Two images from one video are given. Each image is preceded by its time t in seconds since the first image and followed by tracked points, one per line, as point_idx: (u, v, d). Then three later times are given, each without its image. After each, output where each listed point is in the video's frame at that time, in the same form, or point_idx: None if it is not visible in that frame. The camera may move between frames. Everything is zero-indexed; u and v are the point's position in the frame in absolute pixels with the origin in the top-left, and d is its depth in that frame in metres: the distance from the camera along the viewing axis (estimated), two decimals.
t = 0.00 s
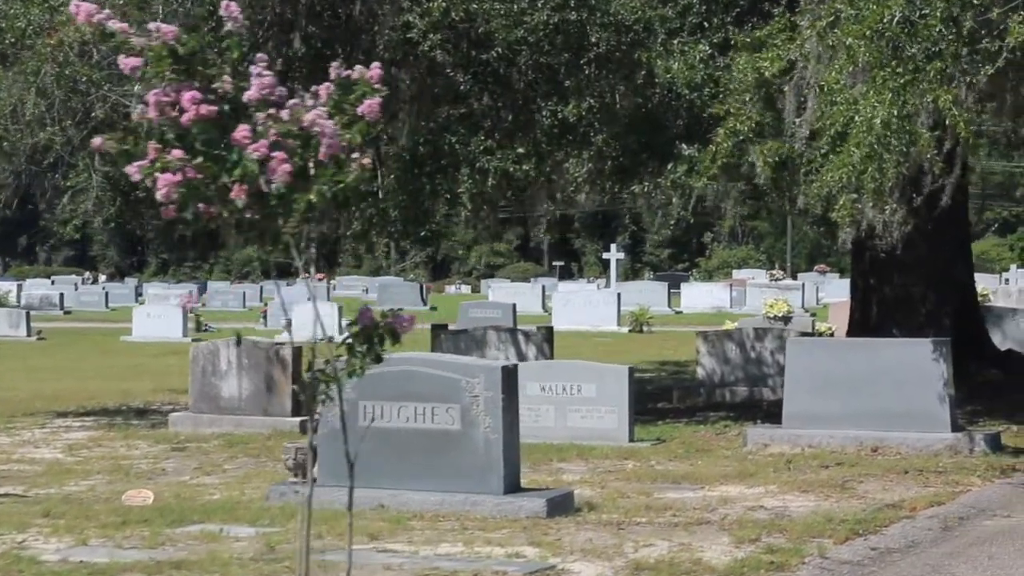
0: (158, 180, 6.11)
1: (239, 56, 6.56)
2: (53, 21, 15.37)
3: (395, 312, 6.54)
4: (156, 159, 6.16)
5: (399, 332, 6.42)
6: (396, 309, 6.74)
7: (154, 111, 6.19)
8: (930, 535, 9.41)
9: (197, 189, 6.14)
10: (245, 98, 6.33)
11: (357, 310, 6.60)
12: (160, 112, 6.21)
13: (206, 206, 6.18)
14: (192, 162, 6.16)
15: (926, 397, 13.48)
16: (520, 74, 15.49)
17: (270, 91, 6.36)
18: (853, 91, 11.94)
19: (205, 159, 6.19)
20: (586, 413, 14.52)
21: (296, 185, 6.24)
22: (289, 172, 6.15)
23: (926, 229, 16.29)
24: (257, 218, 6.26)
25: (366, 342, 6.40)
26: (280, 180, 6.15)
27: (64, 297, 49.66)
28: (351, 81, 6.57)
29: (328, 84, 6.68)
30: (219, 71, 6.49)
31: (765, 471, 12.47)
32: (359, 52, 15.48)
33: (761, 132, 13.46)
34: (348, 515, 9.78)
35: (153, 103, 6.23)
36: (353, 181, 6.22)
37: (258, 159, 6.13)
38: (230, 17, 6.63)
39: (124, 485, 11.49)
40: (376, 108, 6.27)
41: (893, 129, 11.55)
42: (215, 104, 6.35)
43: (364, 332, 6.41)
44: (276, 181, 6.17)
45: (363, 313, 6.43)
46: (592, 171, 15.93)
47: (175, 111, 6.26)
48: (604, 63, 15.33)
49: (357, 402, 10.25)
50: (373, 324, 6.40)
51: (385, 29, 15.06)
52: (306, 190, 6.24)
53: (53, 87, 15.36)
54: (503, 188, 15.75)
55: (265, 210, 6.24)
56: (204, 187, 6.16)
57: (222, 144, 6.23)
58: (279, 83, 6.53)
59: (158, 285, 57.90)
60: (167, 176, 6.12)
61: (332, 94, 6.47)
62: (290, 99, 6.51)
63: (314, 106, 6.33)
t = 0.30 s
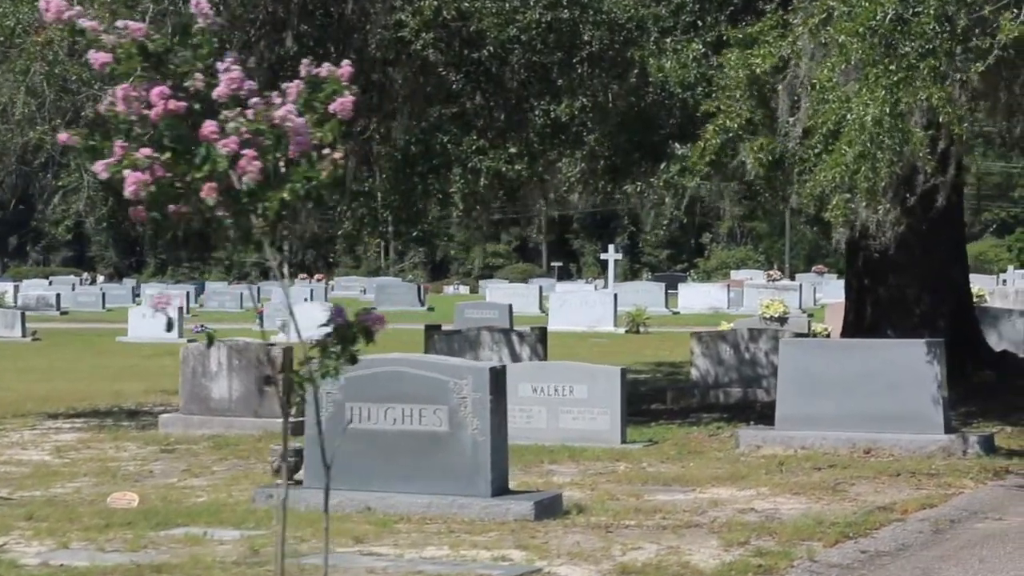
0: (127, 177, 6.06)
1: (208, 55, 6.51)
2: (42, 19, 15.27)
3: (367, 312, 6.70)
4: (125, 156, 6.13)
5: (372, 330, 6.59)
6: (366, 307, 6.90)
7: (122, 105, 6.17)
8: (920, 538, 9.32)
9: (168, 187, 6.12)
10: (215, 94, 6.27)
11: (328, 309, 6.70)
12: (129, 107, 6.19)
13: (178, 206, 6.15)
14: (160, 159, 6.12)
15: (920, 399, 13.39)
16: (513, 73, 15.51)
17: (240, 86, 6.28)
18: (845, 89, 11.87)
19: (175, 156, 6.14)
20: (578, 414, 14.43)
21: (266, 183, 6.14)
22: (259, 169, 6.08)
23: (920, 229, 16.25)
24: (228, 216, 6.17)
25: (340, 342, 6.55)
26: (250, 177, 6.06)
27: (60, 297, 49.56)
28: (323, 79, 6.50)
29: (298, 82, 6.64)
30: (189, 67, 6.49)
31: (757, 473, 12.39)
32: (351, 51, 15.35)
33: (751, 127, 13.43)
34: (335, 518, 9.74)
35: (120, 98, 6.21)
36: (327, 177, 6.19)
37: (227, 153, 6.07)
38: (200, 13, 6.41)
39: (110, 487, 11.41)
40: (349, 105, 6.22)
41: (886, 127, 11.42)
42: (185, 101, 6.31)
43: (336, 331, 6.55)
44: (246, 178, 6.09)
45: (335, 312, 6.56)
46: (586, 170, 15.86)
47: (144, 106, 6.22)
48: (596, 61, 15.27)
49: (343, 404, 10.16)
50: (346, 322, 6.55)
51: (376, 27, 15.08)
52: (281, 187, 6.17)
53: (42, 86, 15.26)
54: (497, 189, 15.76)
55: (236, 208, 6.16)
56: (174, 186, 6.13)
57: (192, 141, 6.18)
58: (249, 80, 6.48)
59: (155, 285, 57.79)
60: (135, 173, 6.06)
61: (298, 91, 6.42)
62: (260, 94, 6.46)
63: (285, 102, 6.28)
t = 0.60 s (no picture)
0: (94, 173, 5.99)
1: (179, 52, 6.48)
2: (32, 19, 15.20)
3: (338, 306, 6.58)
4: (93, 153, 6.08)
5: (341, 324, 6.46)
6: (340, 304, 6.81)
7: (89, 98, 6.09)
8: (912, 540, 9.25)
9: (135, 185, 6.07)
10: (183, 90, 6.15)
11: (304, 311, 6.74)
12: (97, 101, 6.11)
13: (147, 205, 6.11)
14: (127, 156, 6.07)
15: (914, 400, 13.31)
16: (506, 72, 15.53)
17: (208, 82, 6.17)
18: (837, 87, 11.77)
19: (142, 153, 6.09)
20: (571, 416, 14.33)
21: (236, 181, 6.10)
22: (230, 165, 5.98)
23: (914, 229, 16.19)
24: (198, 215, 6.14)
25: (311, 340, 6.47)
26: (221, 173, 5.97)
27: (57, 298, 49.44)
28: (294, 77, 6.42)
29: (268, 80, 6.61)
30: (158, 64, 6.33)
31: (749, 474, 12.31)
32: (342, 49, 15.48)
33: (739, 123, 13.43)
34: (324, 521, 9.69)
35: (88, 91, 6.12)
36: (298, 175, 6.13)
37: (196, 148, 6.02)
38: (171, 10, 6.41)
39: (98, 489, 11.32)
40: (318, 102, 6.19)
41: (879, 125, 11.31)
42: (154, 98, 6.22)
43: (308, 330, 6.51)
44: (217, 174, 6.00)
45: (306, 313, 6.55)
46: (579, 170, 15.72)
47: (111, 101, 6.14)
48: (588, 61, 15.27)
49: (331, 405, 10.06)
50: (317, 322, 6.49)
51: (366, 25, 15.28)
52: (252, 186, 6.14)
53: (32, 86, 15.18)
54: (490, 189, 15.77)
55: (206, 205, 6.13)
56: (142, 183, 6.08)
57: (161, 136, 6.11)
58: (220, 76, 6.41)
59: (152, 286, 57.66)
60: (103, 170, 6.00)
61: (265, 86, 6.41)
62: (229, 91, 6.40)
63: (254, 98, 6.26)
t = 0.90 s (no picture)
0: (48, 171, 5.79)
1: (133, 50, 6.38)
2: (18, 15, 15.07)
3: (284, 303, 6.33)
4: (46, 148, 5.87)
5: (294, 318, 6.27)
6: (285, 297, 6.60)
7: (42, 89, 5.87)
8: (900, 545, 9.11)
9: (89, 181, 5.85)
10: (137, 85, 6.02)
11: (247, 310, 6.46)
12: (49, 93, 5.89)
13: (102, 201, 5.89)
14: (81, 151, 5.88)
15: (906, 402, 13.17)
16: (495, 71, 15.53)
17: (163, 75, 6.06)
18: (824, 85, 11.74)
19: (93, 147, 5.88)
20: (560, 417, 14.19)
21: (191, 177, 5.96)
22: (185, 161, 5.87)
23: (906, 229, 16.08)
24: (153, 213, 5.99)
25: (265, 339, 6.27)
26: (177, 168, 5.85)
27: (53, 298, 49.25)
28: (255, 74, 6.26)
29: (218, 76, 6.45)
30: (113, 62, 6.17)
31: (738, 477, 12.16)
32: (330, 48, 15.30)
33: (724, 120, 13.36)
34: (304, 523, 9.57)
35: (39, 82, 5.91)
36: (259, 173, 6.00)
37: (150, 140, 5.86)
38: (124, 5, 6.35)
39: (78, 491, 11.18)
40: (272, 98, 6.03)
41: (868, 124, 11.18)
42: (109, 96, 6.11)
43: (261, 331, 6.27)
44: (172, 169, 5.88)
45: (254, 312, 6.30)
46: (568, 169, 15.87)
47: (64, 93, 5.91)
48: (577, 59, 15.23)
49: (312, 406, 9.99)
50: (269, 320, 6.27)
51: (354, 23, 15.09)
52: (209, 183, 6.00)
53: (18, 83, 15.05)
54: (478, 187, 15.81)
55: (161, 201, 5.96)
56: (96, 179, 5.86)
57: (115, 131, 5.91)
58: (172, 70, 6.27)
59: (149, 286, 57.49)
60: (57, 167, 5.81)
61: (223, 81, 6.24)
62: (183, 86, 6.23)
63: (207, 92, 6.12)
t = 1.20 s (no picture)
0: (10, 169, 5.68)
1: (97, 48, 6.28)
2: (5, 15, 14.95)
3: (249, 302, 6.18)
4: (9, 146, 5.75)
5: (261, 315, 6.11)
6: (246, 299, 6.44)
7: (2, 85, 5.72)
8: (892, 548, 8.97)
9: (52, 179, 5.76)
10: (99, 82, 5.87)
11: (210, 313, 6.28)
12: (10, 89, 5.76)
13: (65, 199, 5.79)
14: (44, 148, 5.78)
15: (900, 403, 13.02)
16: (487, 70, 15.43)
17: (127, 72, 5.91)
18: (816, 84, 11.53)
19: (58, 145, 5.78)
20: (551, 419, 14.04)
21: (156, 173, 5.84)
22: (152, 158, 5.70)
23: (902, 229, 15.96)
24: (119, 211, 5.84)
25: (233, 339, 6.05)
26: (144, 165, 5.68)
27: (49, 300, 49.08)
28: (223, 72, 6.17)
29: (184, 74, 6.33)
30: (74, 60, 6.21)
31: (730, 479, 12.02)
32: (322, 48, 15.41)
33: (714, 118, 13.17)
34: (286, 527, 9.43)
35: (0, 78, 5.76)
36: (229, 172, 5.82)
37: (116, 136, 5.70)
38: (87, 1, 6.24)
39: (61, 495, 11.05)
40: (239, 96, 5.96)
41: (862, 122, 11.02)
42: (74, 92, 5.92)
43: (228, 331, 6.06)
44: (139, 167, 5.70)
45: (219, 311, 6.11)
46: (560, 170, 15.30)
47: (27, 88, 5.78)
48: (570, 57, 14.99)
49: (295, 409, 9.83)
50: (235, 319, 6.07)
51: (346, 21, 14.99)
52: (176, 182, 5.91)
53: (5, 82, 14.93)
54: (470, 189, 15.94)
55: (127, 199, 5.83)
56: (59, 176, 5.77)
57: (81, 128, 5.81)
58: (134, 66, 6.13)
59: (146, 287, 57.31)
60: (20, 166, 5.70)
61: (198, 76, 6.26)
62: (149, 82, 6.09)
63: (172, 88, 5.98)
